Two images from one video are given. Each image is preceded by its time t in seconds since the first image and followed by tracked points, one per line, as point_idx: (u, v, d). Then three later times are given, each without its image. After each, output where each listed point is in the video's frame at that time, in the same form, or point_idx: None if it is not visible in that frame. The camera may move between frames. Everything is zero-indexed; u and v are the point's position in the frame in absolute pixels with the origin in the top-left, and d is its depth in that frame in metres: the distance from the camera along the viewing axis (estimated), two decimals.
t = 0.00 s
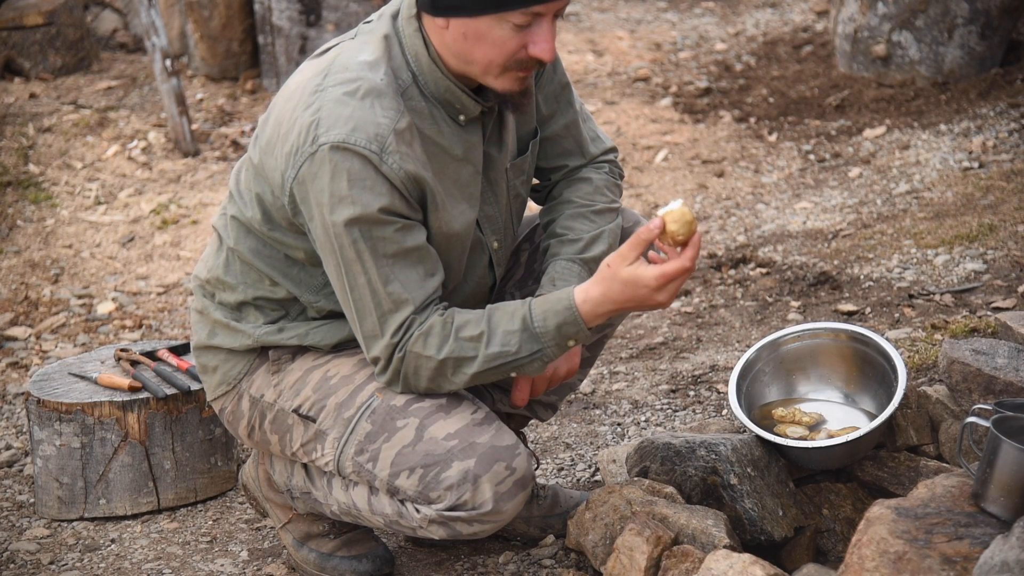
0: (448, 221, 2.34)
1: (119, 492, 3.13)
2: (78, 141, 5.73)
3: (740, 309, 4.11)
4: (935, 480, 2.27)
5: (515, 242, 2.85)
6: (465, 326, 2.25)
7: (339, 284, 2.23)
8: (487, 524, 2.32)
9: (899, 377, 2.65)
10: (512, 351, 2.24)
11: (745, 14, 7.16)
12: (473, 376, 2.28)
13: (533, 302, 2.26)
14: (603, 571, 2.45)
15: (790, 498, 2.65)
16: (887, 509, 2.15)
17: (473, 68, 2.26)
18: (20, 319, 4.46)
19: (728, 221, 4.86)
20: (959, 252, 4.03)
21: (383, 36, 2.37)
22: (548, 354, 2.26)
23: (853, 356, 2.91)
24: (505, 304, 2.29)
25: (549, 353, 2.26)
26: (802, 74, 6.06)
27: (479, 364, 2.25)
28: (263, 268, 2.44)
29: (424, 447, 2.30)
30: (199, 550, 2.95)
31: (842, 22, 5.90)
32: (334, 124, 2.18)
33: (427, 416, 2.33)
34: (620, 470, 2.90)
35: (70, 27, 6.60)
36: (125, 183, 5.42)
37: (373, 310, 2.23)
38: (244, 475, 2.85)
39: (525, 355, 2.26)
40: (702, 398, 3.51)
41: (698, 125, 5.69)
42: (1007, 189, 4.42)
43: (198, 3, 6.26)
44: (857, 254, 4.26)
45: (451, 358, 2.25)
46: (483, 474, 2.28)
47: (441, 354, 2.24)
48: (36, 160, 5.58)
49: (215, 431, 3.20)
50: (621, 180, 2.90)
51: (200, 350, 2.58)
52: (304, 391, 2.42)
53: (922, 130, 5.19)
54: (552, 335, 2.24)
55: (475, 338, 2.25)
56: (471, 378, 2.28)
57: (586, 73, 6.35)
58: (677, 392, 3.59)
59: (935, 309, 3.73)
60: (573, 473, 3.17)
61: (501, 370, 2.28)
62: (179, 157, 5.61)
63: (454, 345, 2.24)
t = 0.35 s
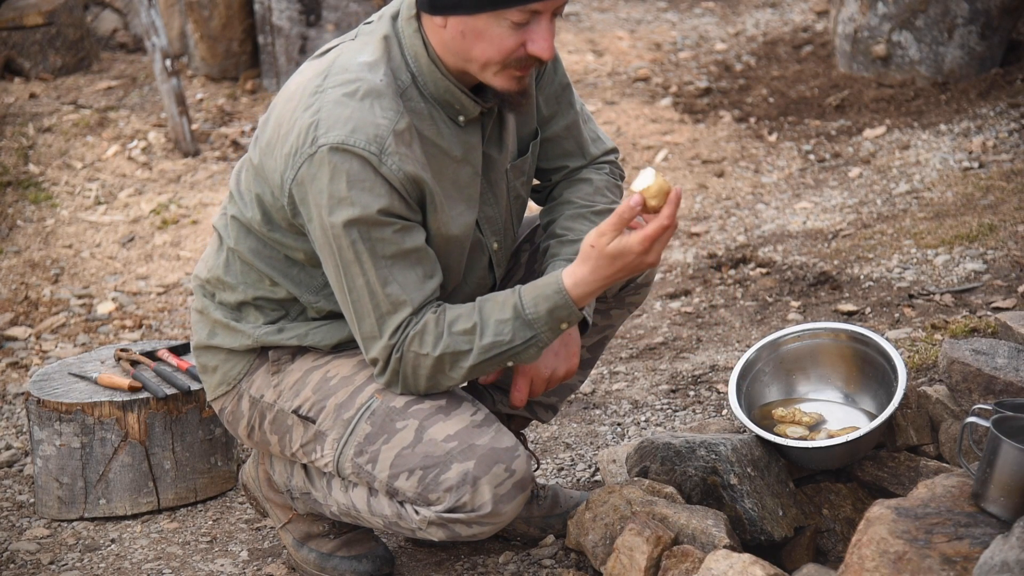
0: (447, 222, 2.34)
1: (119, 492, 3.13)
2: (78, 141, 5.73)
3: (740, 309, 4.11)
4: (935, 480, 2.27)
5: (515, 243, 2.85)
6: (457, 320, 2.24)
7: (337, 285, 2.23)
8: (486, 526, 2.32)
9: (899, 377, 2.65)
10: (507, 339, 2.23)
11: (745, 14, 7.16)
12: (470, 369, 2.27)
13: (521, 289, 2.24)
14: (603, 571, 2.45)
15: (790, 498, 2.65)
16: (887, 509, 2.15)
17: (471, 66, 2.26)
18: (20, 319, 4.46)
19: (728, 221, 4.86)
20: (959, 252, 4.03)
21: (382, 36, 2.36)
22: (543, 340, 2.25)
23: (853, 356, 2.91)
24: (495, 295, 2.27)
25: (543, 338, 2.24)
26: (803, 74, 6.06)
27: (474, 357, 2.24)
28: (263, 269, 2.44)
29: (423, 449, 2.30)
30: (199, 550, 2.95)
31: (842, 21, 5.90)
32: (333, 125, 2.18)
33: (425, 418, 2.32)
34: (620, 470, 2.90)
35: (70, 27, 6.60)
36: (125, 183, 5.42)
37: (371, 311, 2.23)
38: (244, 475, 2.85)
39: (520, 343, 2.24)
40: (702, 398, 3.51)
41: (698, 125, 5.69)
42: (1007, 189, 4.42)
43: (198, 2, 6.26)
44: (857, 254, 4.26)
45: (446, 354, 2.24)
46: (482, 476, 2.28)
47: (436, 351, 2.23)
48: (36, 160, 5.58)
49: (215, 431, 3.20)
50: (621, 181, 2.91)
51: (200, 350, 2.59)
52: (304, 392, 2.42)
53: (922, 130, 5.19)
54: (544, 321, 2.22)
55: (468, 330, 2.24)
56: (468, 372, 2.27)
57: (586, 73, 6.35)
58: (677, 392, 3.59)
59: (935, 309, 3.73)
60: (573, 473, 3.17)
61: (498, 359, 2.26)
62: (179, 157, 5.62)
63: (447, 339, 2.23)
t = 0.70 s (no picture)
0: (445, 220, 2.34)
1: (119, 492, 3.13)
2: (78, 141, 5.73)
3: (740, 309, 4.11)
4: (935, 480, 2.27)
5: (515, 242, 2.85)
6: (451, 314, 2.23)
7: (336, 283, 2.23)
8: (486, 523, 2.32)
9: (899, 377, 2.64)
10: (503, 331, 2.22)
11: (745, 14, 7.16)
12: (468, 362, 2.26)
13: (513, 279, 2.23)
14: (603, 571, 2.46)
15: (790, 498, 2.65)
16: (887, 509, 2.15)
17: (469, 61, 2.26)
18: (20, 319, 4.46)
19: (728, 221, 4.86)
20: (959, 252, 4.03)
21: (381, 34, 2.37)
22: (540, 328, 2.24)
23: (853, 356, 2.91)
24: (486, 286, 2.26)
25: (540, 326, 2.24)
26: (803, 74, 6.06)
27: (471, 350, 2.23)
28: (262, 268, 2.44)
29: (422, 447, 2.30)
30: (199, 550, 2.95)
31: (842, 22, 5.89)
32: (332, 122, 2.18)
33: (425, 416, 2.32)
34: (620, 470, 2.90)
35: (70, 27, 6.60)
36: (125, 183, 5.42)
37: (370, 309, 2.22)
38: (244, 475, 2.85)
39: (517, 332, 2.23)
40: (702, 398, 3.51)
41: (698, 125, 5.69)
42: (1007, 189, 4.42)
43: (198, 3, 6.26)
44: (857, 254, 4.26)
45: (443, 348, 2.23)
46: (481, 473, 2.28)
47: (433, 347, 2.22)
48: (36, 160, 5.58)
49: (215, 431, 3.20)
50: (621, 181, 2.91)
51: (199, 350, 2.59)
52: (304, 390, 2.42)
53: (922, 130, 5.19)
54: (539, 308, 2.22)
55: (463, 324, 2.22)
56: (466, 365, 2.26)
57: (586, 73, 6.35)
58: (677, 392, 3.59)
59: (935, 309, 3.73)
60: (573, 473, 3.17)
61: (496, 349, 2.25)
62: (179, 157, 5.62)
63: (443, 335, 2.22)
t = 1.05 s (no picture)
0: (445, 218, 2.34)
1: (119, 493, 3.13)
2: (78, 141, 5.73)
3: (740, 309, 4.11)
4: (935, 480, 2.27)
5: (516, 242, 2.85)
6: (442, 303, 2.22)
7: (336, 279, 2.23)
8: (486, 522, 2.32)
9: (899, 377, 2.64)
10: (492, 309, 2.20)
11: (745, 14, 7.17)
12: (462, 349, 2.24)
13: (497, 260, 2.22)
14: (603, 571, 2.46)
15: (790, 498, 2.65)
16: (887, 509, 2.15)
17: (465, 58, 2.26)
18: (20, 319, 4.46)
19: (728, 221, 4.86)
20: (959, 252, 4.03)
21: (383, 32, 2.37)
22: (528, 307, 2.22)
23: (853, 356, 2.91)
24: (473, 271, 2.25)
25: (528, 305, 2.22)
26: (803, 74, 6.06)
27: (465, 336, 2.22)
28: (263, 265, 2.44)
29: (423, 445, 2.30)
30: (199, 550, 2.95)
31: (842, 22, 5.89)
32: (333, 118, 2.18)
33: (426, 414, 2.32)
34: (620, 470, 2.90)
35: (71, 27, 6.60)
36: (125, 183, 5.42)
37: (368, 306, 2.22)
38: (244, 474, 2.85)
39: (505, 312, 2.21)
40: (702, 398, 3.51)
41: (698, 125, 5.69)
42: (1007, 189, 4.42)
43: (198, 3, 6.26)
44: (857, 254, 4.26)
45: (438, 341, 2.22)
46: (482, 471, 2.28)
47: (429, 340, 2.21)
48: (36, 160, 5.58)
49: (215, 431, 3.20)
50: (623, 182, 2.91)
51: (201, 348, 2.59)
52: (305, 389, 2.42)
53: (922, 130, 5.19)
54: (528, 289, 2.20)
55: (453, 312, 2.21)
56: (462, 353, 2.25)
57: (586, 73, 6.35)
58: (677, 392, 3.59)
59: (935, 309, 3.73)
60: (573, 473, 3.16)
61: (489, 335, 2.23)
62: (179, 157, 5.62)
63: (436, 325, 2.21)
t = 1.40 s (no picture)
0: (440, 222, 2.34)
1: (119, 492, 3.13)
2: (78, 142, 5.73)
3: (740, 309, 4.11)
4: (935, 480, 2.27)
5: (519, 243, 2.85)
6: (421, 284, 2.23)
7: (330, 278, 2.24)
8: (486, 521, 2.32)
9: (899, 377, 2.64)
10: (461, 273, 2.23)
11: (745, 14, 7.17)
12: (450, 324, 2.25)
13: (454, 228, 2.26)
14: (603, 571, 2.45)
15: (789, 498, 2.66)
16: (887, 509, 2.15)
17: (462, 62, 2.25)
18: (20, 319, 4.46)
19: (728, 221, 4.86)
20: (959, 252, 4.03)
21: (384, 34, 2.36)
22: (496, 264, 2.25)
23: (853, 356, 2.91)
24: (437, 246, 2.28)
25: (495, 261, 2.25)
26: (803, 74, 6.06)
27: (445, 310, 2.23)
28: (263, 264, 2.44)
29: (423, 444, 2.30)
30: (199, 550, 2.95)
31: (842, 22, 5.90)
32: (327, 119, 2.18)
33: (426, 412, 2.32)
34: (620, 470, 2.90)
35: (71, 27, 6.60)
36: (125, 183, 5.42)
37: (362, 304, 2.23)
38: (244, 474, 2.85)
39: (474, 273, 2.23)
40: (702, 398, 3.51)
41: (698, 125, 5.69)
42: (1007, 189, 4.42)
43: (198, 3, 6.26)
44: (857, 254, 4.26)
45: (429, 325, 2.23)
46: (482, 470, 2.27)
47: (419, 334, 2.23)
48: (36, 160, 5.58)
49: (215, 431, 3.20)
50: (627, 184, 2.90)
51: (202, 346, 2.59)
52: (305, 387, 2.42)
53: (922, 130, 5.19)
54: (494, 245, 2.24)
55: (433, 289, 2.22)
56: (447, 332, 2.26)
57: (586, 73, 6.35)
58: (677, 392, 3.59)
59: (935, 309, 3.73)
60: (573, 473, 3.17)
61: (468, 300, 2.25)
62: (179, 157, 5.62)
63: (422, 309, 2.21)
